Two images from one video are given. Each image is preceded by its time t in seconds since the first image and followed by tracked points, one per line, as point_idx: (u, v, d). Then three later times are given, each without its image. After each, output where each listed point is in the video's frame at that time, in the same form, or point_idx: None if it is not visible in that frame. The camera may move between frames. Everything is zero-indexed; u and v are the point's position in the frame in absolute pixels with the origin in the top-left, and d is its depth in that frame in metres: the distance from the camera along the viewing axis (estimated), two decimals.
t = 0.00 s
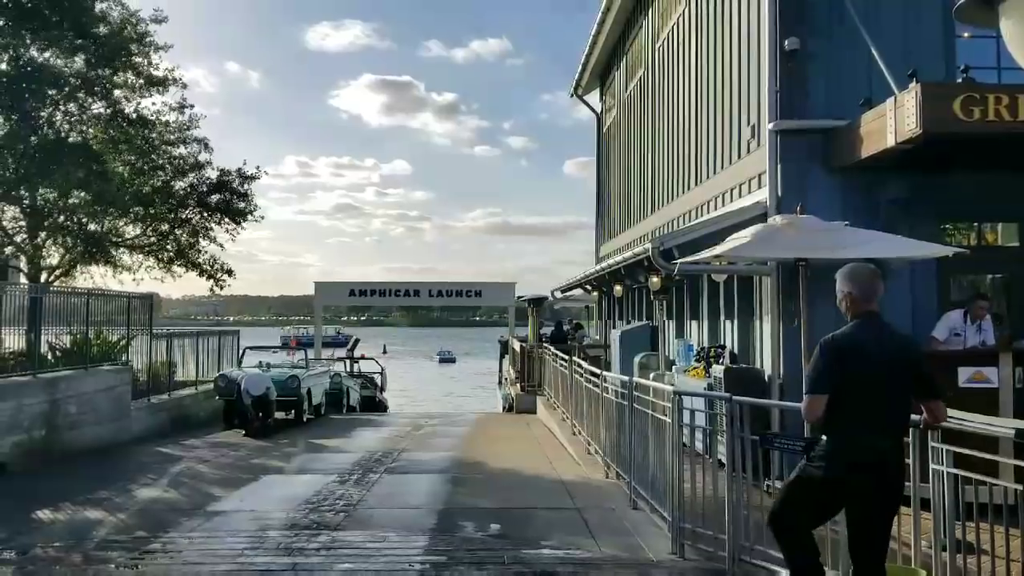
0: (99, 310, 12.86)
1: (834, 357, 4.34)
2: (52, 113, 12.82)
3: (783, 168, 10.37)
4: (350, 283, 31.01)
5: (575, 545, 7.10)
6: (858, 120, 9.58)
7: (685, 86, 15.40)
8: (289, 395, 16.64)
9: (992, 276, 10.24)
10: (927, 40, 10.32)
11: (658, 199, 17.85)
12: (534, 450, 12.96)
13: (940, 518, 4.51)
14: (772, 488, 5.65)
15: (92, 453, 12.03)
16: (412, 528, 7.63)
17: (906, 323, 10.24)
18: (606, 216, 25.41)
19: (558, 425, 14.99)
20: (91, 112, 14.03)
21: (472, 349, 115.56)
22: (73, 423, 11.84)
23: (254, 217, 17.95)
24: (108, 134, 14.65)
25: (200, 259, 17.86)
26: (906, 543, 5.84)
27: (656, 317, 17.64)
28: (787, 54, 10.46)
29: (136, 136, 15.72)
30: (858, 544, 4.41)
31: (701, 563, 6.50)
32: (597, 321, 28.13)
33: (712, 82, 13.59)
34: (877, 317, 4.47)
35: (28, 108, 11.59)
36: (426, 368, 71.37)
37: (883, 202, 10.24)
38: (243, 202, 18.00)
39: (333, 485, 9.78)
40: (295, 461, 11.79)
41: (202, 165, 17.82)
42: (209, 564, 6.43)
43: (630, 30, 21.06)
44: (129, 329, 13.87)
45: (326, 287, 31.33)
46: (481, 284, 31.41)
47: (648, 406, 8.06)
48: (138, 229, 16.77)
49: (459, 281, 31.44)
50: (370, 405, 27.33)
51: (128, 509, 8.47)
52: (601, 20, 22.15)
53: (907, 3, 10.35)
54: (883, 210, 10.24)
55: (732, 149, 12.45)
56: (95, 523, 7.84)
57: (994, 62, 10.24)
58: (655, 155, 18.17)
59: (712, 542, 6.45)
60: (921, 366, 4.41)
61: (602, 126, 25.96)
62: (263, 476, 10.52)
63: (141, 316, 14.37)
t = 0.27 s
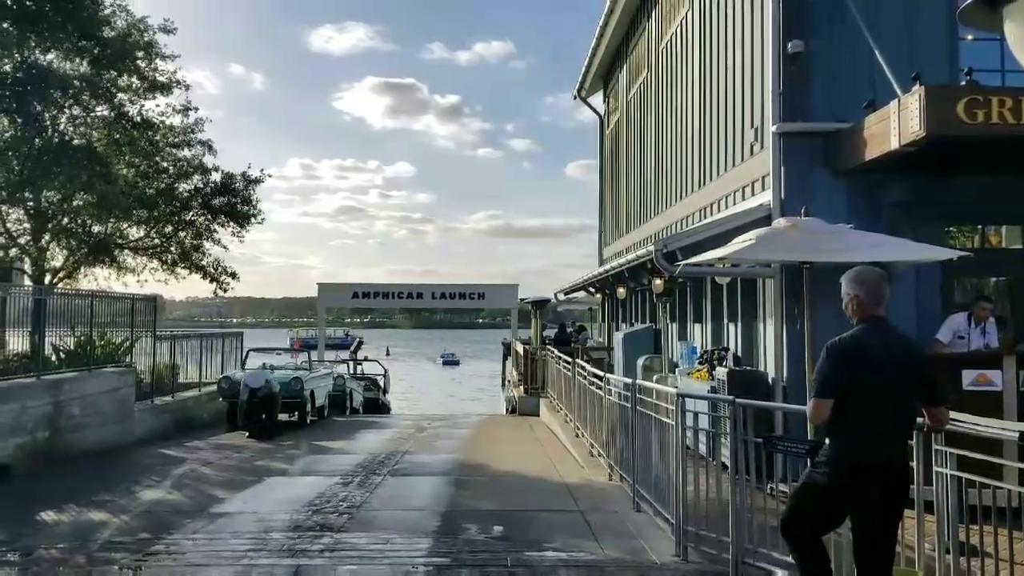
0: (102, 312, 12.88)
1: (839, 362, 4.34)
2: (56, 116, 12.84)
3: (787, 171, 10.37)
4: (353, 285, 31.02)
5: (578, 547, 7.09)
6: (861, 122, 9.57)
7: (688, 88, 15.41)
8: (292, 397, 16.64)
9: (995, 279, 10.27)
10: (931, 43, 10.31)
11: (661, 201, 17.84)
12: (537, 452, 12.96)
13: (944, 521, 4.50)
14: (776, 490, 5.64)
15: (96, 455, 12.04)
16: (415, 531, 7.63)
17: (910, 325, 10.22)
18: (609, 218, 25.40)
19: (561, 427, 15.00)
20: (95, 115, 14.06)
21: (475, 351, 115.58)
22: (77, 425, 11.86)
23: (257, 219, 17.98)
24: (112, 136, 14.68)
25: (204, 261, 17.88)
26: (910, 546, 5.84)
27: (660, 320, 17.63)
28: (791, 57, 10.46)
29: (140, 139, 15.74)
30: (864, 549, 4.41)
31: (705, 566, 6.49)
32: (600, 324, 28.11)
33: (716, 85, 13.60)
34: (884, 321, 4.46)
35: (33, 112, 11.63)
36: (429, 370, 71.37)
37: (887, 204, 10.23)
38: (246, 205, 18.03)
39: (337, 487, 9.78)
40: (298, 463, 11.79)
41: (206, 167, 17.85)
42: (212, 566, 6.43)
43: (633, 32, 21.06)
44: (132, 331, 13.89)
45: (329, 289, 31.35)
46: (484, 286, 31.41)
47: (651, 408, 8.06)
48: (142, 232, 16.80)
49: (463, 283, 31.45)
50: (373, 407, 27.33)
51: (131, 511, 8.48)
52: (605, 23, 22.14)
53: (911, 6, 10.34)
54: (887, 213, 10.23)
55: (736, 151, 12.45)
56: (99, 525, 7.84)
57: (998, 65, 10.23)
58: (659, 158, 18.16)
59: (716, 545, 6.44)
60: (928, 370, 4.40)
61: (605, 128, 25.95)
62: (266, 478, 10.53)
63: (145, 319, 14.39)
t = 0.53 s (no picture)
0: (106, 312, 12.90)
1: (838, 364, 4.34)
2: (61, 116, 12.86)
3: (790, 171, 10.36)
4: (356, 285, 31.03)
5: (581, 548, 7.10)
6: (865, 123, 9.57)
7: (692, 89, 15.41)
8: (295, 398, 16.64)
9: (1000, 280, 10.21)
10: (935, 43, 10.30)
11: (664, 202, 17.84)
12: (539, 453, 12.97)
13: (947, 522, 4.49)
14: (779, 492, 5.65)
15: (99, 455, 12.07)
16: (418, 531, 7.64)
17: (913, 326, 10.20)
18: (612, 219, 25.39)
19: (564, 428, 15.00)
20: (100, 116, 14.08)
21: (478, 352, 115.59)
22: (81, 425, 11.88)
23: (260, 220, 18.02)
24: (116, 136, 14.71)
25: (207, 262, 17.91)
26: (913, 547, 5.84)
27: (663, 320, 17.62)
28: (794, 58, 10.46)
29: (144, 140, 15.76)
30: (865, 551, 4.41)
31: (708, 567, 6.49)
32: (603, 324, 28.11)
33: (719, 86, 13.61)
34: (887, 322, 4.45)
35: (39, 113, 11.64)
36: (432, 371, 71.37)
37: (891, 205, 10.23)
38: (249, 206, 18.05)
39: (340, 488, 9.79)
40: (301, 464, 11.81)
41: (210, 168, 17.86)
42: (215, 566, 6.44)
43: (637, 33, 21.06)
44: (136, 331, 13.91)
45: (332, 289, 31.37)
46: (487, 287, 31.41)
47: (654, 409, 8.07)
48: (146, 232, 16.85)
49: (466, 284, 31.45)
50: (376, 408, 27.35)
51: (135, 510, 8.49)
52: (608, 24, 22.13)
53: (914, 7, 10.34)
54: (890, 213, 10.22)
55: (739, 152, 12.45)
56: (103, 525, 7.86)
57: (1002, 66, 10.23)
58: (662, 159, 18.15)
59: (719, 546, 6.44)
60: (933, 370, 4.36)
61: (609, 129, 25.94)
62: (269, 478, 10.54)
63: (148, 319, 14.42)
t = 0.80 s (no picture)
0: (108, 311, 12.92)
1: (838, 364, 4.35)
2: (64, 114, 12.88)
3: (792, 171, 10.36)
4: (357, 284, 31.03)
5: (582, 547, 7.11)
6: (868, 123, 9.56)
7: (694, 88, 15.41)
8: (297, 396, 16.64)
9: (1001, 280, 10.21)
10: (938, 43, 10.30)
11: (666, 202, 17.84)
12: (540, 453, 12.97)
13: (949, 523, 4.49)
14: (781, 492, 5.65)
15: (101, 453, 12.08)
16: (419, 530, 7.65)
17: (915, 326, 10.20)
18: (614, 219, 25.37)
19: (565, 427, 15.01)
20: (103, 114, 14.10)
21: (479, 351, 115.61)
22: (83, 423, 11.90)
23: (262, 219, 18.04)
24: (118, 135, 14.72)
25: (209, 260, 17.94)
26: (914, 547, 5.83)
27: (664, 320, 17.62)
28: (797, 58, 10.45)
29: (146, 138, 15.78)
30: (866, 551, 4.41)
31: (708, 566, 6.50)
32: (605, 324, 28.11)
33: (721, 85, 13.61)
34: (885, 322, 4.46)
35: (42, 111, 11.64)
36: (433, 370, 71.37)
37: (893, 205, 10.23)
38: (251, 205, 18.07)
39: (341, 486, 9.80)
40: (302, 462, 11.82)
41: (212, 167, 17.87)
42: (217, 564, 6.45)
43: (639, 32, 21.06)
44: (138, 329, 13.93)
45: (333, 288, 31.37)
46: (489, 286, 31.41)
47: (655, 409, 8.08)
48: (148, 231, 16.89)
49: (467, 283, 31.44)
50: (377, 407, 27.37)
51: (136, 509, 8.51)
52: (611, 23, 22.14)
53: (917, 7, 10.34)
54: (893, 214, 10.22)
55: (741, 152, 12.46)
56: (105, 523, 7.88)
57: (1004, 67, 10.23)
58: (664, 158, 18.15)
59: (720, 546, 6.44)
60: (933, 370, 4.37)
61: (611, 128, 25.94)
62: (271, 476, 10.55)
63: (150, 318, 14.43)
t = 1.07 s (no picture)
0: (107, 308, 12.91)
1: (836, 365, 4.35)
2: (63, 111, 12.87)
3: (792, 172, 10.37)
4: (356, 283, 30.99)
5: (580, 547, 7.11)
6: (868, 125, 9.57)
7: (694, 89, 15.42)
8: (295, 395, 16.62)
9: (1000, 283, 10.23)
10: (938, 45, 10.31)
11: (665, 203, 17.85)
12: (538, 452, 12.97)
13: (946, 524, 4.50)
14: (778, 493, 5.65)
15: (99, 451, 12.07)
16: (417, 528, 7.65)
17: (914, 328, 10.21)
18: (613, 219, 25.36)
19: (563, 427, 15.01)
20: (102, 110, 14.10)
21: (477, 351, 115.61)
22: (81, 421, 11.89)
23: (261, 218, 18.03)
24: (117, 132, 14.72)
25: (207, 258, 17.93)
26: (911, 548, 5.84)
27: (663, 320, 17.63)
28: (797, 59, 10.46)
29: (145, 136, 15.77)
30: (864, 552, 4.41)
31: (706, 566, 6.50)
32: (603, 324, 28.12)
33: (721, 86, 13.62)
34: (881, 323, 4.47)
35: (42, 107, 11.64)
36: (432, 369, 71.38)
37: (892, 207, 10.24)
38: (250, 203, 18.06)
39: (339, 485, 9.79)
40: (300, 461, 11.81)
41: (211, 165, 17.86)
42: (215, 562, 6.45)
43: (639, 33, 21.06)
44: (136, 327, 13.92)
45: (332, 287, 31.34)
46: (488, 286, 31.41)
47: (653, 409, 8.09)
48: (147, 229, 16.88)
49: (466, 283, 31.43)
50: (376, 406, 27.37)
51: (134, 506, 8.50)
52: (611, 23, 22.15)
53: (918, 9, 10.35)
54: (892, 215, 10.24)
55: (740, 153, 12.47)
56: (103, 520, 7.88)
57: (1004, 69, 10.24)
58: (663, 159, 18.16)
59: (719, 546, 6.44)
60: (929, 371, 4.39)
61: (610, 128, 25.93)
62: (268, 475, 10.54)
63: (148, 315, 14.42)
